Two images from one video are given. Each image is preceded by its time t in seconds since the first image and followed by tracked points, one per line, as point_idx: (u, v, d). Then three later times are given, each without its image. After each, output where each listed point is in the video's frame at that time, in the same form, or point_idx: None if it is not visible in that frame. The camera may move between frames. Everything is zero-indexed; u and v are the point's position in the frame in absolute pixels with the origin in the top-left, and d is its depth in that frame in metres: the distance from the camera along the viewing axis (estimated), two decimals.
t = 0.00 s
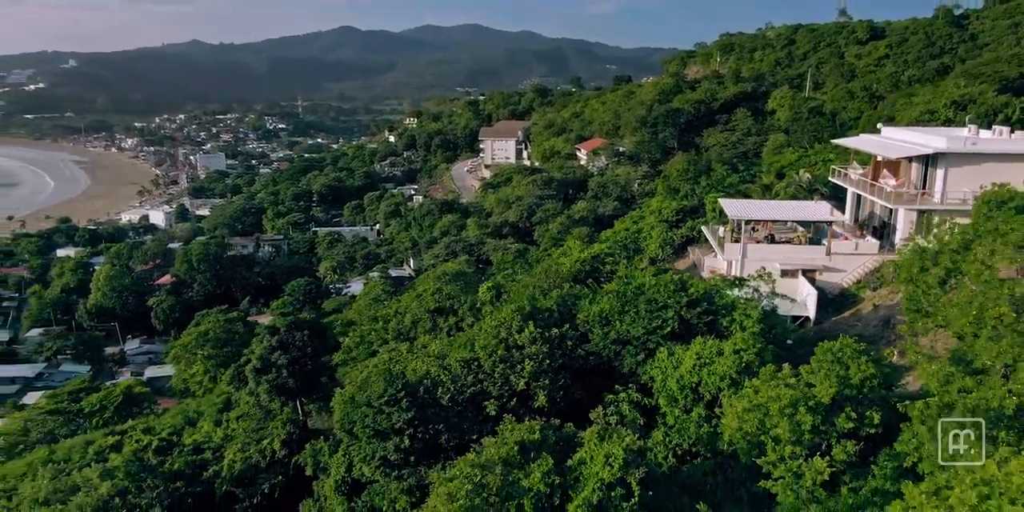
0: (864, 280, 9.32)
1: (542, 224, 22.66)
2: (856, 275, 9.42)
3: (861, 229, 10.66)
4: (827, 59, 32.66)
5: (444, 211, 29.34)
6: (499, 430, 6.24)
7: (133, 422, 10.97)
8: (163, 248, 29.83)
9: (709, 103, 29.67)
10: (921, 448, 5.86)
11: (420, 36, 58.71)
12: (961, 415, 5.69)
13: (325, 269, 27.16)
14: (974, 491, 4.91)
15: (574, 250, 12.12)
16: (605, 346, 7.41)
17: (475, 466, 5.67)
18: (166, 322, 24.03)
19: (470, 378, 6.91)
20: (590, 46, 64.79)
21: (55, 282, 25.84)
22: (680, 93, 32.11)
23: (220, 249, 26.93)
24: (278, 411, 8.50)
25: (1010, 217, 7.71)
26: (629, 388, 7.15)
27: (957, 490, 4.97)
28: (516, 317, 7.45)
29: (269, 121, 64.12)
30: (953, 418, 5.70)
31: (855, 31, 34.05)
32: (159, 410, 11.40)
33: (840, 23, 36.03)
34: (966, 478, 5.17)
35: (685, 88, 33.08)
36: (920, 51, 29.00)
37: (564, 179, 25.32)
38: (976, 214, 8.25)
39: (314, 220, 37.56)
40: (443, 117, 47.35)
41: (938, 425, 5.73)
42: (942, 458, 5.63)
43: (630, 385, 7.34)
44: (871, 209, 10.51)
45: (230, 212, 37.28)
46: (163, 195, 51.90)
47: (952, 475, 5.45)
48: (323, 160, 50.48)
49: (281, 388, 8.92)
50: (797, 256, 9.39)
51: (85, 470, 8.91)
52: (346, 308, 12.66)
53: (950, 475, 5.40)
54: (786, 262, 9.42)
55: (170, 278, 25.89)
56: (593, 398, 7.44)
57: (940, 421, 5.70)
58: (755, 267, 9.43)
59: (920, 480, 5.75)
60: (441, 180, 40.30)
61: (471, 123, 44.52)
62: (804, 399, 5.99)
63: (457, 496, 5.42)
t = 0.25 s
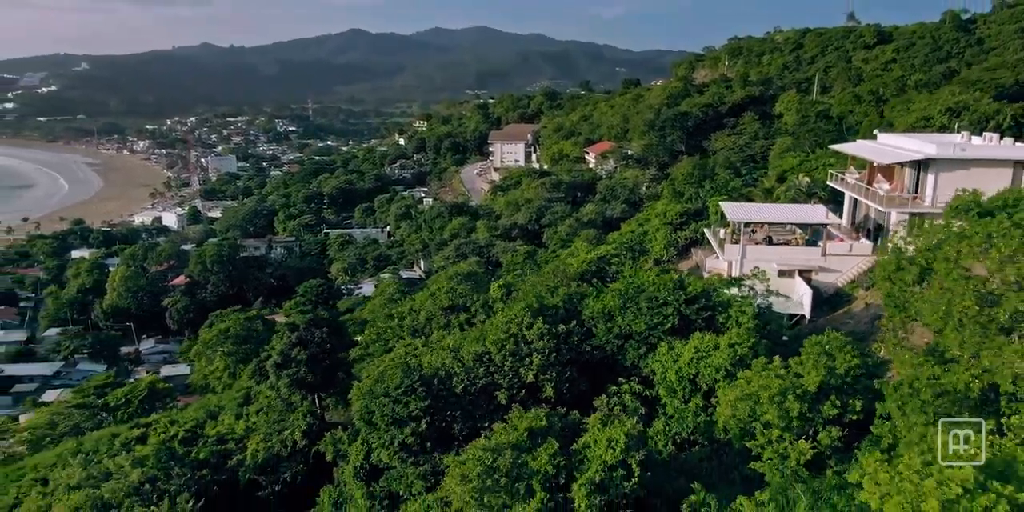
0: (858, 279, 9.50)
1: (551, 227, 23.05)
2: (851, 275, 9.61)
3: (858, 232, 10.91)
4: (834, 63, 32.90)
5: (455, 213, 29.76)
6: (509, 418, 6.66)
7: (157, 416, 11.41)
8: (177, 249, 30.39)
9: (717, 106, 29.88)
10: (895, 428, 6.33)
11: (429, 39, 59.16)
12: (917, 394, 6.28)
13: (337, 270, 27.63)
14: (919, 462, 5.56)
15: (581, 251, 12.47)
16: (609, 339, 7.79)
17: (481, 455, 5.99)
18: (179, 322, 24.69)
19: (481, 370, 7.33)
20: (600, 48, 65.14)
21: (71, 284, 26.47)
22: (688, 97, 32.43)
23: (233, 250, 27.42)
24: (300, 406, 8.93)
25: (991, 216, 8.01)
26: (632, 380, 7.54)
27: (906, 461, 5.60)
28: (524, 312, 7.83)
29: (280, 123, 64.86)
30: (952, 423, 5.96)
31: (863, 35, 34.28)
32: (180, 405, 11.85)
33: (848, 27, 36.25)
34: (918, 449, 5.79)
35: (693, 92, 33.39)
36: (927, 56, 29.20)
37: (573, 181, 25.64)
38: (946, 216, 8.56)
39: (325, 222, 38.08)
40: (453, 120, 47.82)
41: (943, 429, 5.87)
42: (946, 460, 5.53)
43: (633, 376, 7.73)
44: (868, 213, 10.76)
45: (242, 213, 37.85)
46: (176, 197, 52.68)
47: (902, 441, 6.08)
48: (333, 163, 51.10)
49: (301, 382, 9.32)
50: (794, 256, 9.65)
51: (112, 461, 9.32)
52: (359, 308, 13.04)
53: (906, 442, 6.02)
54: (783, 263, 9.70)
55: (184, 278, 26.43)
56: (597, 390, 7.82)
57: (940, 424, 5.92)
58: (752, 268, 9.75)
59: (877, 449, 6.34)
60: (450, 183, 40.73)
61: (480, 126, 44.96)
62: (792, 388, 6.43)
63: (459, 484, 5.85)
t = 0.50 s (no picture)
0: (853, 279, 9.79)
1: (559, 229, 23.46)
2: (845, 276, 9.92)
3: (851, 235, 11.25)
4: (840, 66, 33.17)
5: (464, 215, 30.20)
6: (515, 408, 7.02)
7: (178, 411, 11.88)
8: (190, 250, 30.98)
9: (724, 109, 30.17)
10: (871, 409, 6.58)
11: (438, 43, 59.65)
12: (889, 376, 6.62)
13: (348, 272, 28.11)
14: (877, 437, 6.02)
15: (587, 253, 12.86)
16: (611, 335, 8.19)
17: (494, 443, 6.37)
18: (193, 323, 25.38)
19: (491, 364, 7.74)
20: (608, 51, 65.46)
21: (87, 285, 27.08)
22: (694, 101, 32.76)
23: (245, 252, 27.95)
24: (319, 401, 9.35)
25: (972, 216, 8.35)
26: (633, 374, 7.89)
27: (864, 437, 6.08)
28: (531, 310, 8.22)
29: (290, 125, 65.53)
30: (953, 421, 5.82)
31: (868, 39, 34.53)
32: (200, 401, 12.31)
33: (854, 31, 36.49)
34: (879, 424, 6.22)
35: (700, 95, 33.71)
36: (932, 60, 29.44)
37: (581, 184, 26.02)
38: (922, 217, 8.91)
39: (335, 223, 38.62)
40: (462, 122, 48.29)
41: (940, 428, 5.78)
42: (944, 461, 5.59)
43: (634, 370, 8.09)
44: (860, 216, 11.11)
45: (253, 216, 38.46)
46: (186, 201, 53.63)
47: (871, 416, 6.50)
48: (343, 165, 51.66)
49: (319, 378, 9.78)
50: (791, 257, 9.97)
51: (137, 455, 9.77)
52: (373, 308, 13.46)
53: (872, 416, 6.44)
54: (780, 264, 10.01)
55: (198, 279, 26.99)
56: (600, 384, 8.20)
57: (937, 433, 5.71)
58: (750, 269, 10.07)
59: (854, 427, 6.74)
60: (459, 186, 41.17)
61: (489, 129, 45.39)
62: (781, 379, 6.83)
63: (470, 468, 6.36)
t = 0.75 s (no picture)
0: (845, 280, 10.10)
1: (565, 232, 23.90)
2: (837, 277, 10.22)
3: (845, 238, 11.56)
4: (844, 71, 33.50)
5: (472, 218, 30.67)
6: (523, 399, 7.44)
7: (197, 407, 12.36)
8: (202, 252, 31.59)
9: (729, 113, 30.53)
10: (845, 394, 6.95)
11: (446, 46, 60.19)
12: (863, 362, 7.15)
13: (357, 273, 28.62)
14: (841, 419, 6.48)
15: (592, 255, 13.28)
16: (612, 331, 8.62)
17: (501, 431, 6.77)
18: (206, 323, 25.98)
19: (499, 358, 8.19)
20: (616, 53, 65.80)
21: (101, 285, 27.71)
22: (700, 104, 33.13)
23: (256, 253, 28.49)
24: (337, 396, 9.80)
25: (951, 218, 8.80)
26: (634, 368, 8.29)
27: (829, 417, 6.63)
28: (538, 309, 8.68)
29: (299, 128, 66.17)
30: (951, 420, 6.18)
31: (872, 43, 34.85)
32: (218, 397, 12.80)
33: (859, 36, 36.78)
34: (845, 407, 6.68)
35: (705, 99, 34.09)
36: (935, 64, 29.74)
37: (587, 188, 26.43)
38: (899, 222, 9.42)
39: (344, 225, 39.17)
40: (469, 125, 48.79)
41: (940, 425, 6.15)
42: (946, 459, 5.87)
43: (634, 365, 8.50)
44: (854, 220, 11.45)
45: (263, 218, 39.09)
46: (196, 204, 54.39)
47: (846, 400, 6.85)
48: (351, 168, 52.27)
49: (335, 373, 10.26)
50: (785, 259, 10.29)
51: (159, 447, 10.28)
52: (384, 309, 13.91)
53: (842, 400, 6.85)
54: (775, 265, 10.33)
55: (210, 280, 27.56)
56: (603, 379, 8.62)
57: (943, 422, 6.12)
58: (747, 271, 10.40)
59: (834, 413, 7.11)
60: (467, 188, 41.64)
61: (497, 132, 45.87)
62: (769, 372, 7.27)
63: (478, 456, 6.75)
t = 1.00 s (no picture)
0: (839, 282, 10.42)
1: (572, 234, 24.31)
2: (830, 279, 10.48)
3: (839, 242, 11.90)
4: (849, 75, 33.82)
5: (480, 220, 31.11)
6: (530, 393, 7.85)
7: (215, 403, 12.82)
8: (214, 254, 32.18)
9: (733, 117, 30.93)
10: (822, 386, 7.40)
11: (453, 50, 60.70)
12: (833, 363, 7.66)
13: (367, 275, 29.11)
14: (815, 403, 6.96)
15: (596, 257, 13.68)
16: (613, 329, 9.05)
17: (512, 423, 7.21)
18: (217, 324, 26.52)
19: (506, 353, 8.63)
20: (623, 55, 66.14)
21: (114, 286, 28.26)
22: (705, 108, 33.50)
23: (267, 255, 29.01)
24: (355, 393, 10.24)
25: (937, 223, 9.22)
26: (634, 364, 8.69)
27: (802, 401, 7.03)
28: (544, 309, 9.13)
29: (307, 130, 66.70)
30: (953, 420, 6.57)
31: (876, 47, 35.15)
32: (235, 393, 13.26)
33: (864, 39, 37.07)
34: (819, 392, 7.11)
35: (711, 102, 34.43)
36: (938, 68, 30.03)
37: (593, 190, 26.84)
38: (890, 226, 9.81)
39: (353, 228, 39.68)
40: (477, 128, 49.27)
41: (943, 427, 6.55)
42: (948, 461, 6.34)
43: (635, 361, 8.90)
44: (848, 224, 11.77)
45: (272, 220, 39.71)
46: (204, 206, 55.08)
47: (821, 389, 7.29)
48: (359, 170, 52.84)
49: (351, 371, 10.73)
50: (781, 262, 10.57)
51: (183, 440, 10.76)
52: (396, 310, 14.34)
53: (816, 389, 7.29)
54: (771, 268, 10.61)
55: (222, 282, 28.09)
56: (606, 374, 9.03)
57: (943, 422, 6.56)
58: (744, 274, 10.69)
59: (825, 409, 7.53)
60: (474, 191, 42.07)
61: (504, 135, 46.34)
62: (760, 367, 7.68)
63: (491, 445, 7.17)
